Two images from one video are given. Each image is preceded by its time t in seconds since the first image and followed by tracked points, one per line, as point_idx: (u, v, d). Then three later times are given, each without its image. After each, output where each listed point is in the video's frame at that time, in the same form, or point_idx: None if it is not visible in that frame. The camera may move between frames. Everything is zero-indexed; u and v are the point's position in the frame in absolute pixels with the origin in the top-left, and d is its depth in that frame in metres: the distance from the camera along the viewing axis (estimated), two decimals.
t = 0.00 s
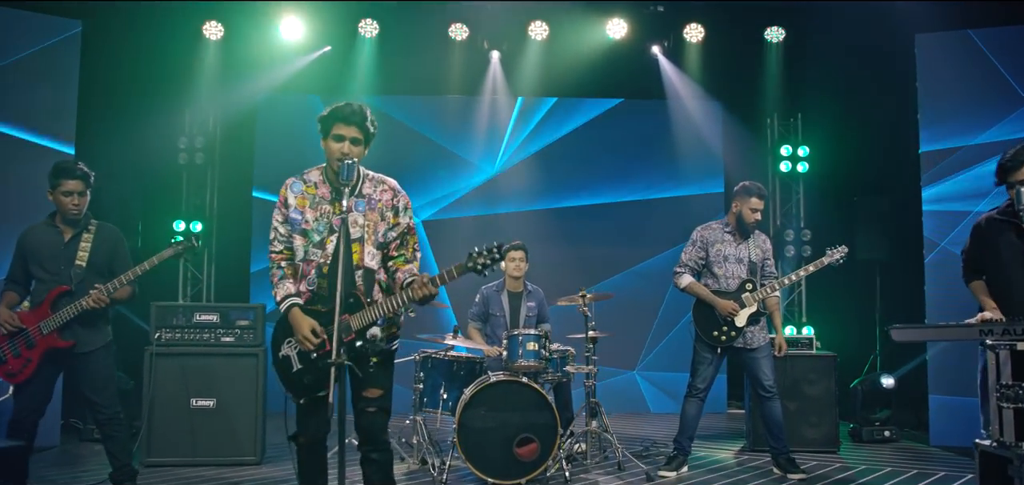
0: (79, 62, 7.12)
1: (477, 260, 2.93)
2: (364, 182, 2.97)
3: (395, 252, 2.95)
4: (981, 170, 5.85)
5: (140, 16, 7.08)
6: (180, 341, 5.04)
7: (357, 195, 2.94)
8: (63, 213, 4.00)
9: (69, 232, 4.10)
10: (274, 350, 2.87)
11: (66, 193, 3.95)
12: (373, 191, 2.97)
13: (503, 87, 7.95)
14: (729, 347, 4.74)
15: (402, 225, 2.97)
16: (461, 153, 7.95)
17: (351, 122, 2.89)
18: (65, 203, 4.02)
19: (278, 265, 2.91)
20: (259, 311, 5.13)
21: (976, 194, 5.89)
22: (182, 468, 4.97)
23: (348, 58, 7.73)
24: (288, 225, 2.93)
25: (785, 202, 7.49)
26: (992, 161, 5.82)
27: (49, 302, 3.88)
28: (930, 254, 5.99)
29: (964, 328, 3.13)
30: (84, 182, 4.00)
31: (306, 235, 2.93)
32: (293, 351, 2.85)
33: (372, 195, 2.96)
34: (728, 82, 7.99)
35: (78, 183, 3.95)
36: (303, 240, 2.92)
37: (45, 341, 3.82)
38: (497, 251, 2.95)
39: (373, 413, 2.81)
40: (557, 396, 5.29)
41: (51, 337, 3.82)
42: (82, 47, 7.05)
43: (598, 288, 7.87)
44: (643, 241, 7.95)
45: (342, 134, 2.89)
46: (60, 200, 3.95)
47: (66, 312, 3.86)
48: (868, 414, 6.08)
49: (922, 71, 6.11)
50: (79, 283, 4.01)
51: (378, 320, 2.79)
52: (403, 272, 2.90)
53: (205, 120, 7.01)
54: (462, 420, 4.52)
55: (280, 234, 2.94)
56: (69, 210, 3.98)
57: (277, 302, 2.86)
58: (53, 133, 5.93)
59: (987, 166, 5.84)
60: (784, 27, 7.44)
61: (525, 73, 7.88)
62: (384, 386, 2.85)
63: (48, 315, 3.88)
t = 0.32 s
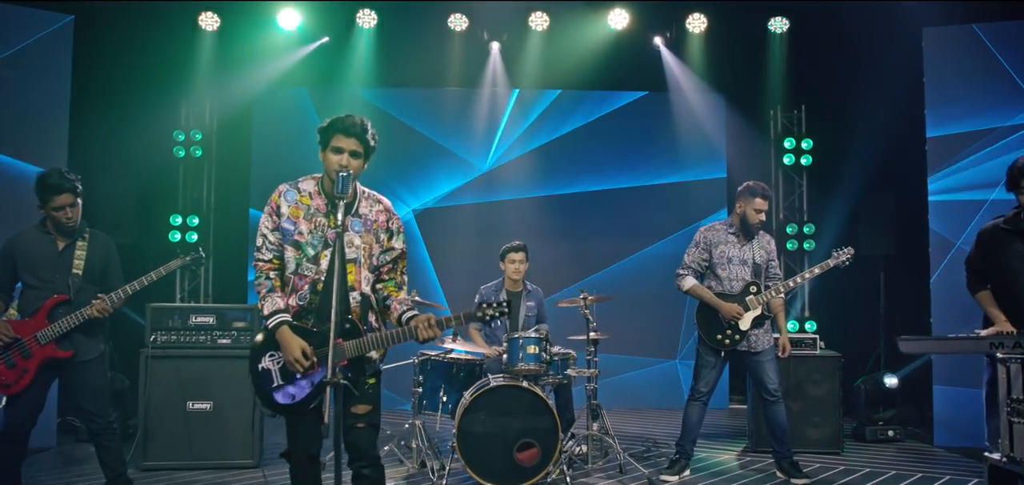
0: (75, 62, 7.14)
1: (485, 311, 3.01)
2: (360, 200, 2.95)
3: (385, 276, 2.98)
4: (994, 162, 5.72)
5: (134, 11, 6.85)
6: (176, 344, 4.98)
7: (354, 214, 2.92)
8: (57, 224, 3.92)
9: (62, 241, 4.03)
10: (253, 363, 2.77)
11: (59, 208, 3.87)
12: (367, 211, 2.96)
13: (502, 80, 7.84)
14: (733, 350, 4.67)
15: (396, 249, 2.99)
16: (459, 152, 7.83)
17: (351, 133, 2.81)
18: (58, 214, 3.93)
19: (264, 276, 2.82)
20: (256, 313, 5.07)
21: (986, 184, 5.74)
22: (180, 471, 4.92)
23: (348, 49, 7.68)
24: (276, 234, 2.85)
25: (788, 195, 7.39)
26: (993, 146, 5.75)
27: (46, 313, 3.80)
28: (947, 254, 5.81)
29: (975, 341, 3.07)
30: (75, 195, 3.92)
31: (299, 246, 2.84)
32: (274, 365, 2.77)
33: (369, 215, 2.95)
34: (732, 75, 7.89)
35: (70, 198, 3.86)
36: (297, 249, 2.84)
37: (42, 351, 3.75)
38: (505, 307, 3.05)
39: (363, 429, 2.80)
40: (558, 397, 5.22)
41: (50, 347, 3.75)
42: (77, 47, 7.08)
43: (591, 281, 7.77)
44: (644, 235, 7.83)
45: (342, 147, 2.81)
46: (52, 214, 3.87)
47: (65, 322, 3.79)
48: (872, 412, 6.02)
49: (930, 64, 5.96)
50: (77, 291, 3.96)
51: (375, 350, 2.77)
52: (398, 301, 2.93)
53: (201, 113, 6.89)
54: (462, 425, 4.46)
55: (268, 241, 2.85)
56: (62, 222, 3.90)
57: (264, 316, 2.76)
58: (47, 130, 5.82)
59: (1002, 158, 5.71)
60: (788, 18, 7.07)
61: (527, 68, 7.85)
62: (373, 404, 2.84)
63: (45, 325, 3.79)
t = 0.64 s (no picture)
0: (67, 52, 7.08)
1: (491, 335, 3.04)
2: (363, 210, 2.90)
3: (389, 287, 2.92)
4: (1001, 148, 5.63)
5: None
6: (174, 339, 4.93)
7: (357, 225, 2.86)
8: (44, 225, 3.85)
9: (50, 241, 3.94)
10: (252, 368, 2.79)
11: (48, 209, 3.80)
12: (370, 220, 2.89)
13: (502, 66, 7.75)
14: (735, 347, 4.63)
15: (398, 261, 2.93)
16: (458, 141, 7.71)
17: (346, 138, 2.74)
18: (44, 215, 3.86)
19: (267, 286, 2.75)
20: (254, 308, 5.00)
21: (1000, 169, 5.63)
22: (180, 468, 4.89)
23: (341, 33, 7.60)
24: (278, 243, 2.79)
25: (792, 181, 7.32)
26: (993, 134, 5.67)
27: (38, 315, 3.77)
28: (967, 252, 5.68)
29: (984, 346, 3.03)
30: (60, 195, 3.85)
31: (301, 257, 2.78)
32: (272, 373, 2.79)
33: (371, 225, 2.89)
34: (735, 60, 7.81)
35: (55, 197, 3.80)
36: (299, 260, 2.78)
37: (35, 354, 3.70)
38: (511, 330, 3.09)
39: (364, 439, 2.75)
40: (559, 392, 5.20)
41: (43, 350, 3.71)
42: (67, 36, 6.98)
43: (586, 263, 7.71)
44: (644, 222, 7.75)
45: (341, 154, 2.74)
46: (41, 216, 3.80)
47: (57, 326, 3.77)
48: (874, 404, 5.99)
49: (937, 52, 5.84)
50: (70, 293, 3.92)
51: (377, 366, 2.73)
52: (400, 315, 2.89)
53: (200, 99, 6.78)
54: (463, 423, 4.43)
55: (271, 250, 2.77)
56: (48, 223, 3.82)
57: (266, 326, 2.71)
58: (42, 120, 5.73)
59: (1015, 145, 5.61)
60: None
61: (530, 54, 7.80)
62: (375, 413, 2.80)
63: (37, 328, 3.75)
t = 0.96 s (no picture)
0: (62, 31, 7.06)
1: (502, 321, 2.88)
2: (368, 205, 2.85)
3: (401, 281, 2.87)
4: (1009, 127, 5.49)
5: None
6: (174, 326, 4.91)
7: (362, 221, 2.82)
8: (43, 217, 3.80)
9: (50, 235, 3.90)
10: (267, 378, 2.71)
11: (46, 203, 3.75)
12: (375, 216, 2.84)
13: (503, 44, 7.63)
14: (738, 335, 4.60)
15: (408, 254, 2.86)
16: (459, 118, 7.62)
17: (339, 136, 2.68)
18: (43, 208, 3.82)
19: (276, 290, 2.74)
20: (253, 294, 4.97)
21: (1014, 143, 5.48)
22: (180, 455, 4.90)
23: (341, 10, 7.51)
24: (284, 247, 2.77)
25: (795, 158, 7.25)
26: (1001, 112, 5.55)
27: (37, 312, 3.77)
28: (973, 234, 5.62)
29: (990, 346, 2.99)
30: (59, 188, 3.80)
31: (307, 258, 2.75)
32: (287, 379, 2.70)
33: (376, 220, 2.83)
34: (740, 37, 7.70)
35: (53, 190, 3.75)
36: (305, 263, 2.75)
37: (35, 351, 3.71)
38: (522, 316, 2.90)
39: (375, 442, 2.72)
40: (562, 378, 5.19)
41: (42, 346, 3.71)
42: (59, 16, 6.94)
43: (585, 238, 7.68)
44: (647, 200, 7.69)
45: (336, 153, 2.67)
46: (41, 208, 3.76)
47: (55, 321, 3.75)
48: (876, 387, 6.00)
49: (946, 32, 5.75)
50: (69, 289, 3.87)
51: (386, 364, 2.69)
52: (411, 309, 2.83)
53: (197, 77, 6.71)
54: (465, 412, 4.41)
55: (277, 255, 2.77)
56: (46, 216, 3.78)
57: (275, 331, 2.70)
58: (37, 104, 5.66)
59: None
60: None
61: (533, 30, 7.67)
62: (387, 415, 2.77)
63: (37, 324, 3.76)
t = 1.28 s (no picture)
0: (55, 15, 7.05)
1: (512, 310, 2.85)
2: (375, 200, 2.81)
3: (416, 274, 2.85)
4: None
5: None
6: (176, 312, 4.90)
7: (369, 218, 2.79)
8: (53, 215, 3.78)
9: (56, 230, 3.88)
10: (284, 381, 2.73)
11: (59, 201, 3.74)
12: (383, 211, 2.80)
13: (505, 19, 7.54)
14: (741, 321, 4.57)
15: (421, 247, 2.85)
16: (460, 94, 7.54)
17: (336, 140, 2.64)
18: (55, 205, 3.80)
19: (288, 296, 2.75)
20: (255, 280, 4.97)
21: None
22: (184, 440, 4.93)
23: None
24: (294, 252, 2.76)
25: (798, 136, 7.19)
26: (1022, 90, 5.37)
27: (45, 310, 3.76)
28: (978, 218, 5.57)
29: (996, 345, 2.97)
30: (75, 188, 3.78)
31: (315, 260, 2.74)
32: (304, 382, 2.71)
33: (383, 216, 2.80)
34: (743, 13, 7.59)
35: (69, 191, 3.73)
36: (313, 267, 2.75)
37: (42, 348, 3.71)
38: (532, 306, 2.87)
39: (390, 444, 2.71)
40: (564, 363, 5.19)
41: (49, 344, 3.71)
42: None
43: (586, 213, 7.65)
44: (650, 178, 7.64)
45: (336, 157, 2.64)
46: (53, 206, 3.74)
47: (64, 321, 3.76)
48: (877, 369, 6.01)
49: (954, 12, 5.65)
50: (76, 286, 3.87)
51: (400, 361, 2.69)
52: (425, 304, 2.82)
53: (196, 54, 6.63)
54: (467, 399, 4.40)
55: (286, 261, 2.76)
56: (60, 215, 3.77)
57: (287, 336, 2.69)
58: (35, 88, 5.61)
59: None
60: None
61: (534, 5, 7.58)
62: (404, 417, 2.74)
63: (43, 322, 3.76)
